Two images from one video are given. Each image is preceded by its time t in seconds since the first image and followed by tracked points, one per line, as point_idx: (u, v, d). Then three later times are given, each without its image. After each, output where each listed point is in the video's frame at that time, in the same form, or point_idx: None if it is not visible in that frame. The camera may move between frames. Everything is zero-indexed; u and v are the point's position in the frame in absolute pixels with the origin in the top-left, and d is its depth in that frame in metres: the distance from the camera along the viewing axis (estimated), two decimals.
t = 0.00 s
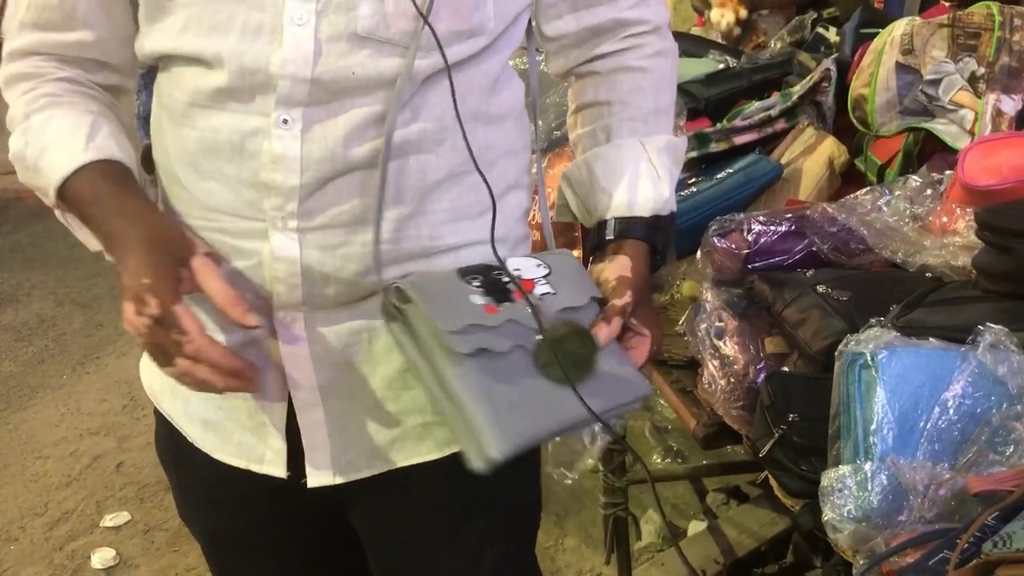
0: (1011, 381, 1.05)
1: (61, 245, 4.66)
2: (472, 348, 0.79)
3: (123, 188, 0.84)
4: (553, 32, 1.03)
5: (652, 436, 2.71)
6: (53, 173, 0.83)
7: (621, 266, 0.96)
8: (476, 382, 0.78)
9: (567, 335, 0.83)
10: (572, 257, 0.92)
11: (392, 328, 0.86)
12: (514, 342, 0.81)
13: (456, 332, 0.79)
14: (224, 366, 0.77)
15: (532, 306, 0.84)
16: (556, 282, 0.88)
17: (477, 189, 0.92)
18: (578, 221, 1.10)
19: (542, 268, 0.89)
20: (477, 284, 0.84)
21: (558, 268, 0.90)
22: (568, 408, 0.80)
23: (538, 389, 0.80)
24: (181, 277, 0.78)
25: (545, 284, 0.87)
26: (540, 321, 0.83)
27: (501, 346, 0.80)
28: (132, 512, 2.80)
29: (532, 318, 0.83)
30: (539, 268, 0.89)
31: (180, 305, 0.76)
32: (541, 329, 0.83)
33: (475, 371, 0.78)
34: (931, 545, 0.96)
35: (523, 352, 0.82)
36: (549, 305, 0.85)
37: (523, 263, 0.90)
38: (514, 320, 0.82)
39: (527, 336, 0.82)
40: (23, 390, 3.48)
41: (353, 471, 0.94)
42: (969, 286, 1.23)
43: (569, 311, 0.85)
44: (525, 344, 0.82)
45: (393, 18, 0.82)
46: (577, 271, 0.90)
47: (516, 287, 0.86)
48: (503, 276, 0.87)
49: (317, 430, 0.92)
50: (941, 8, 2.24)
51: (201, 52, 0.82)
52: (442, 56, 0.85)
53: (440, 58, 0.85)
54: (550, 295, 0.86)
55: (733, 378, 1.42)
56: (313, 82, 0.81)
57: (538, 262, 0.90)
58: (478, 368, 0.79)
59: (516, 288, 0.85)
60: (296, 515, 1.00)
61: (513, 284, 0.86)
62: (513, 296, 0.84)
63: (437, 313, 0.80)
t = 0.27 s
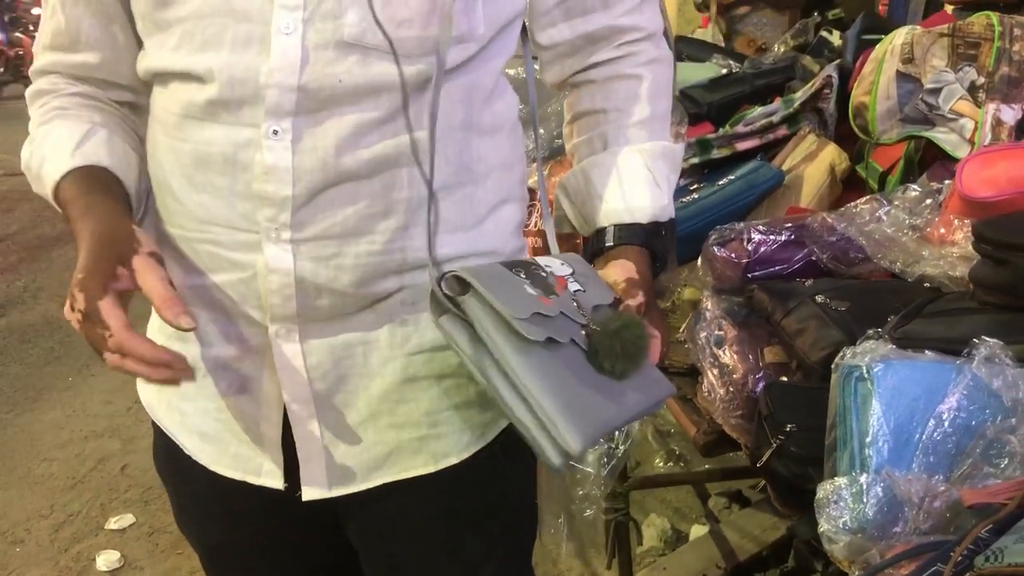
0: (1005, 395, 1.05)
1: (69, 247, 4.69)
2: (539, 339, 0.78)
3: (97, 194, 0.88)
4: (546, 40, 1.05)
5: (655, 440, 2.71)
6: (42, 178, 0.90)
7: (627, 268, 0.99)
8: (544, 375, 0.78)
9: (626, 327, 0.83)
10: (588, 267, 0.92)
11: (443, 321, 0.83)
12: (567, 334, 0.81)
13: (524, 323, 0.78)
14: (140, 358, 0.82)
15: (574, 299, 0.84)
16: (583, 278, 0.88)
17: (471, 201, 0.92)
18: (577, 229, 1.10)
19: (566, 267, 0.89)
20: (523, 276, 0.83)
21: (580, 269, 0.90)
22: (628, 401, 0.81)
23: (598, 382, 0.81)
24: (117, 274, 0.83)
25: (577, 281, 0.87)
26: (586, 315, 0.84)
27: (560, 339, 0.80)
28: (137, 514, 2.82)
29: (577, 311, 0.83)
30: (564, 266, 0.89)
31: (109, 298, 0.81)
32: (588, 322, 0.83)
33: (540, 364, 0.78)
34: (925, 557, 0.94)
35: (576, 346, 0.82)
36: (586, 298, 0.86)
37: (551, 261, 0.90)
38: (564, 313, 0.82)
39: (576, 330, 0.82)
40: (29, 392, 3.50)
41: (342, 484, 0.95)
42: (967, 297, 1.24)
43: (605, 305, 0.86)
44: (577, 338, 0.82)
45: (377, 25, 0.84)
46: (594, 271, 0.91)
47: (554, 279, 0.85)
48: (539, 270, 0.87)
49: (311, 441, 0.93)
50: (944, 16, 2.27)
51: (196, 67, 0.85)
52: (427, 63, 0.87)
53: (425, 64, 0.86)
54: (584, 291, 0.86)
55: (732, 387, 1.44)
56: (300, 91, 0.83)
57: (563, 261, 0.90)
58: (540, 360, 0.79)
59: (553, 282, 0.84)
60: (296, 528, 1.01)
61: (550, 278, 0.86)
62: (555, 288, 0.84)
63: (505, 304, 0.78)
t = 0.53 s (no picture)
0: (998, 405, 1.06)
1: (74, 249, 4.72)
2: (463, 332, 0.79)
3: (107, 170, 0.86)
4: (537, 45, 1.06)
5: (657, 443, 2.72)
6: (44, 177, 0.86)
7: (610, 267, 0.98)
8: (466, 365, 0.78)
9: (568, 320, 0.82)
10: (566, 261, 0.95)
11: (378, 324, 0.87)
12: (504, 330, 0.82)
13: (447, 315, 0.79)
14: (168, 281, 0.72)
15: (524, 300, 0.86)
16: (545, 278, 0.90)
17: (466, 206, 0.94)
18: (569, 233, 1.12)
19: (530, 267, 0.92)
20: (467, 277, 0.87)
21: (545, 269, 0.92)
22: (572, 392, 0.79)
23: (535, 376, 0.79)
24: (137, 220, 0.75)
25: (537, 282, 0.89)
26: (534, 312, 0.84)
27: (492, 333, 0.81)
28: (141, 516, 2.84)
29: (524, 310, 0.84)
30: (528, 267, 0.92)
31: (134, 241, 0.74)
32: (537, 319, 0.84)
33: (464, 355, 0.78)
34: (917, 566, 0.96)
35: (518, 341, 0.82)
36: (539, 299, 0.87)
37: (514, 261, 0.93)
38: (505, 310, 0.83)
39: (521, 326, 0.83)
40: (33, 393, 3.52)
41: (350, 489, 0.96)
42: (964, 305, 1.25)
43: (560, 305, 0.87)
44: (518, 333, 0.82)
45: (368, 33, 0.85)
46: (564, 268, 0.93)
47: (506, 282, 0.88)
48: (494, 270, 0.90)
49: (311, 447, 0.95)
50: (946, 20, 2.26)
51: (189, 77, 0.86)
52: (418, 69, 0.88)
53: (418, 69, 0.88)
54: (540, 291, 0.88)
55: (730, 394, 1.46)
56: (291, 99, 0.84)
57: (527, 262, 0.93)
58: (469, 352, 0.79)
59: (506, 283, 0.88)
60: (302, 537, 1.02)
61: (504, 279, 0.89)
62: (503, 289, 0.86)
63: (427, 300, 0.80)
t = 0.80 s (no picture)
0: (994, 415, 1.08)
1: (77, 251, 4.74)
2: (449, 342, 0.80)
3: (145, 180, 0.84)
4: (537, 52, 1.08)
5: (658, 445, 2.73)
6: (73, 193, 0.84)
7: (605, 270, 0.98)
8: (451, 375, 0.79)
9: (553, 326, 0.83)
10: (558, 268, 0.95)
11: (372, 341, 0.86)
12: (490, 337, 0.83)
13: (433, 327, 0.80)
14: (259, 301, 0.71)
15: (513, 307, 0.87)
16: (536, 285, 0.90)
17: (476, 212, 0.97)
18: (566, 236, 1.13)
19: (523, 274, 0.92)
20: (456, 285, 0.87)
21: (538, 276, 0.92)
22: (556, 401, 0.81)
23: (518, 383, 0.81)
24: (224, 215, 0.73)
25: (527, 287, 0.89)
26: (521, 318, 0.85)
27: (478, 341, 0.82)
28: (146, 518, 2.86)
29: (511, 317, 0.85)
30: (520, 274, 0.92)
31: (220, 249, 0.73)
32: (525, 325, 0.85)
33: (448, 364, 0.80)
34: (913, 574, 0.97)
35: (503, 348, 0.83)
36: (528, 305, 0.87)
37: (506, 267, 0.93)
38: (493, 318, 0.84)
39: (508, 333, 0.84)
40: (39, 395, 3.53)
41: (369, 491, 0.97)
42: (961, 315, 1.25)
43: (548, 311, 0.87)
44: (504, 340, 0.83)
45: (380, 49, 0.87)
46: (559, 275, 0.93)
47: (496, 289, 0.88)
48: (485, 277, 0.90)
49: (330, 453, 0.96)
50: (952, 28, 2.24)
51: (202, 93, 0.87)
52: (431, 85, 0.91)
53: (429, 85, 0.91)
54: (530, 297, 0.88)
55: (730, 401, 1.46)
56: (307, 115, 0.86)
57: (520, 269, 0.93)
58: (453, 361, 0.80)
59: (495, 291, 0.88)
60: (314, 540, 1.03)
61: (494, 286, 0.89)
62: (493, 297, 0.87)
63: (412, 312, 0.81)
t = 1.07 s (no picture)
0: (989, 423, 1.09)
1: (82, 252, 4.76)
2: (483, 350, 0.80)
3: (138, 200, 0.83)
4: (536, 61, 1.08)
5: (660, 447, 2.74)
6: (70, 211, 0.83)
7: (610, 277, 1.00)
8: (486, 381, 0.80)
9: (577, 333, 0.85)
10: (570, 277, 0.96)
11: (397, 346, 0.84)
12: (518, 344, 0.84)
13: (468, 334, 0.80)
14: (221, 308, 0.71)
15: (533, 312, 0.87)
16: (549, 290, 0.91)
17: (484, 220, 0.98)
18: (568, 244, 1.13)
19: (535, 279, 0.92)
20: (478, 291, 0.86)
21: (550, 282, 0.93)
22: (585, 407, 0.82)
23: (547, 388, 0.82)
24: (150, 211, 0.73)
25: (542, 293, 0.90)
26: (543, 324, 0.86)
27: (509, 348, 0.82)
28: (150, 519, 2.87)
29: (533, 323, 0.86)
30: (533, 279, 0.92)
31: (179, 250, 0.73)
32: (547, 332, 0.86)
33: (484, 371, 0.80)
34: None
35: (529, 355, 0.84)
36: (546, 311, 0.88)
37: (517, 274, 0.93)
38: (518, 325, 0.85)
39: (532, 340, 0.85)
40: (43, 396, 3.55)
41: (384, 499, 0.98)
42: (957, 323, 1.27)
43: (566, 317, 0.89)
44: (530, 347, 0.84)
45: (392, 61, 0.89)
46: (569, 283, 0.94)
47: (514, 295, 0.88)
48: (501, 283, 0.90)
49: (343, 461, 0.97)
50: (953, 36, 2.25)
51: (212, 106, 0.88)
52: (441, 96, 0.92)
53: (440, 96, 0.92)
54: (546, 302, 0.89)
55: (730, 407, 1.48)
56: (321, 127, 0.87)
57: (532, 275, 0.93)
58: (489, 368, 0.81)
59: (513, 297, 0.88)
60: (321, 552, 1.04)
61: (511, 292, 0.89)
62: (513, 303, 0.87)
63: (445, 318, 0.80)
